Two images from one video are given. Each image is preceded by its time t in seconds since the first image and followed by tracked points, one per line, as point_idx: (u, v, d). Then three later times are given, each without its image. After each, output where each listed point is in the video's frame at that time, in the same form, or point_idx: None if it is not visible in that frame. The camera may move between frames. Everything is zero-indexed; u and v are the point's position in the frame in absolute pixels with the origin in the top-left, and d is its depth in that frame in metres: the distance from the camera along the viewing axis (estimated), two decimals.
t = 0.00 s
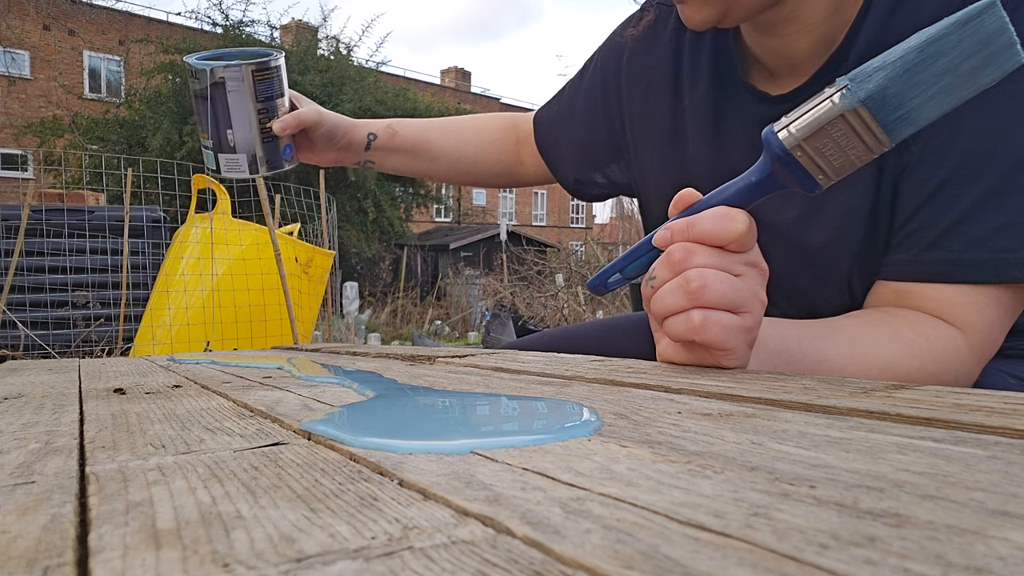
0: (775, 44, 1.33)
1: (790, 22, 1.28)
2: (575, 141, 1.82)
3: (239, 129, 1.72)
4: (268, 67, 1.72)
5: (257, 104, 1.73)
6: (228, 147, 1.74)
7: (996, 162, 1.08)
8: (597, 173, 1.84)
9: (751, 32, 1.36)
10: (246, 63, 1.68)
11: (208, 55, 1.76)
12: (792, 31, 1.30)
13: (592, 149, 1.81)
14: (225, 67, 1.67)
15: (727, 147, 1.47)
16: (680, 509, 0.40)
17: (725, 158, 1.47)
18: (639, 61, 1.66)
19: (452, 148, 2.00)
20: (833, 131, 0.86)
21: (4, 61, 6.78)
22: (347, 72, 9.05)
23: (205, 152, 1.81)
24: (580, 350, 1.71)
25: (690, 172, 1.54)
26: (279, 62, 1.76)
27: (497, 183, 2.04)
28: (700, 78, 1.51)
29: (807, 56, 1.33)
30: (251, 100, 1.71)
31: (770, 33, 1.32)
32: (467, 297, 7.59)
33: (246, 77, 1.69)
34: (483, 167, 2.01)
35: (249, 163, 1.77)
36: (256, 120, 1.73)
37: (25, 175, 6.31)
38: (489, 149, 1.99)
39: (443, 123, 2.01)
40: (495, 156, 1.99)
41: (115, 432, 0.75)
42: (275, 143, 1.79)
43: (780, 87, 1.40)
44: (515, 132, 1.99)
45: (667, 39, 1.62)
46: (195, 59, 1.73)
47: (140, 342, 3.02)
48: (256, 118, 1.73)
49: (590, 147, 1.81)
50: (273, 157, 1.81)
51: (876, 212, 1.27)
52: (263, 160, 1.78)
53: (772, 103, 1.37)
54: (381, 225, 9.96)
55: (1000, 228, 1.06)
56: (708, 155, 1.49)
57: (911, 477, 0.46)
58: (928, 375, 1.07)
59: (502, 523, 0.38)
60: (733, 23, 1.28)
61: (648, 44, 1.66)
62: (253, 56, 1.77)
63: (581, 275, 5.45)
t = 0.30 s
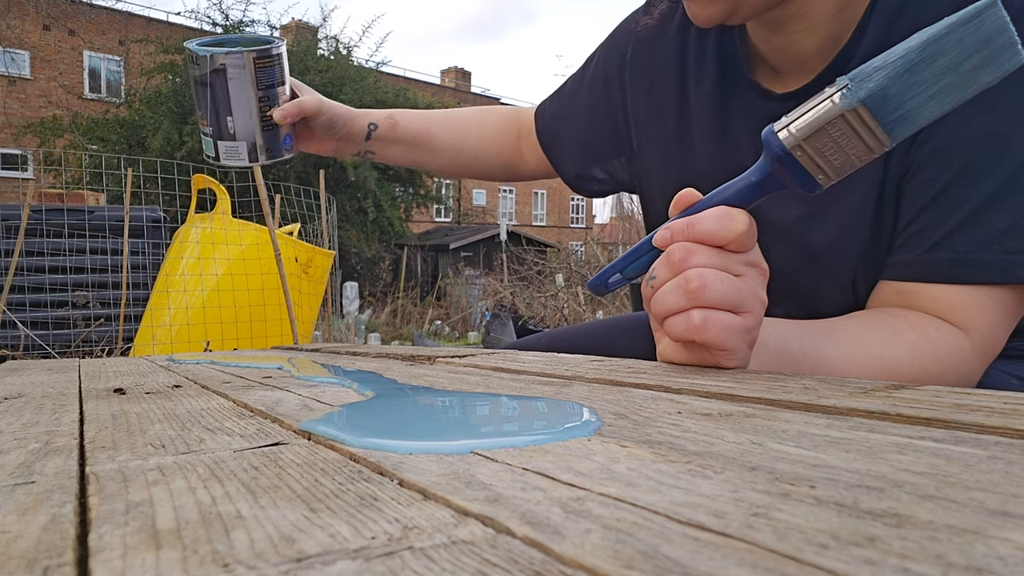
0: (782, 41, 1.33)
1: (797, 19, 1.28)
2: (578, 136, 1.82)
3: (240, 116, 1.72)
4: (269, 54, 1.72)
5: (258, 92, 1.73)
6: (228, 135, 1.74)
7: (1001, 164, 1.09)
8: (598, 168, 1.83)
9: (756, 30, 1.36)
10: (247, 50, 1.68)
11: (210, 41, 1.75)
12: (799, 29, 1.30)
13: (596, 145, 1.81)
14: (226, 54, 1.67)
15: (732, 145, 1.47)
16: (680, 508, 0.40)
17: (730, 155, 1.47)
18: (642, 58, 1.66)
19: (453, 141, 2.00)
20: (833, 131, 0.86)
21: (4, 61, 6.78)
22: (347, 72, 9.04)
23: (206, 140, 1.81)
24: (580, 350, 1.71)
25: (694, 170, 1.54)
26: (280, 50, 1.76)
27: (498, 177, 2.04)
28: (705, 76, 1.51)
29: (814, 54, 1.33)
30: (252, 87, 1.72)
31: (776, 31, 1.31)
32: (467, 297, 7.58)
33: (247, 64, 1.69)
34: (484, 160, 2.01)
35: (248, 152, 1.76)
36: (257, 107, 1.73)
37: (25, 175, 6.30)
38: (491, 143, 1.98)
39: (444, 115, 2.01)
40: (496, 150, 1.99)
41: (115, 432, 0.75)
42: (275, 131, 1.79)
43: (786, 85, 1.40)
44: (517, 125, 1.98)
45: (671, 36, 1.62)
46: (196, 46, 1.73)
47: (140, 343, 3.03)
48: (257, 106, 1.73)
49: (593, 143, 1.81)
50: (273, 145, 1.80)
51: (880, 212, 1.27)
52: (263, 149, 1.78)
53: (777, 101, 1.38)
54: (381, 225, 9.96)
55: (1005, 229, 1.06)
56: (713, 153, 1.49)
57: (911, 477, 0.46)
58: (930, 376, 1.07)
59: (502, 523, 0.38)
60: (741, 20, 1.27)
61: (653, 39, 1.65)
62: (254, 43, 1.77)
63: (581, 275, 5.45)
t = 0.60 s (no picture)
0: (785, 40, 1.33)
1: (801, 19, 1.28)
2: (580, 135, 1.82)
3: (242, 108, 1.72)
4: (272, 46, 1.72)
5: (260, 83, 1.73)
6: (230, 126, 1.74)
7: (1004, 166, 1.09)
8: (601, 166, 1.83)
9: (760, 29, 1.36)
10: (250, 40, 1.68)
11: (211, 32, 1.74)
12: (802, 29, 1.30)
13: (598, 144, 1.81)
14: (230, 44, 1.66)
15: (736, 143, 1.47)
16: (680, 509, 0.40)
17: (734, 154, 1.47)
18: (644, 56, 1.65)
19: (454, 138, 2.00)
20: (833, 131, 0.86)
21: (3, 61, 6.77)
22: (346, 72, 9.03)
23: (206, 133, 1.80)
24: (580, 350, 1.71)
25: (697, 169, 1.54)
26: (283, 42, 1.76)
27: (498, 174, 2.04)
28: (708, 74, 1.51)
29: (818, 54, 1.33)
30: (255, 78, 1.72)
31: (780, 30, 1.31)
32: (467, 297, 7.58)
33: (250, 55, 1.69)
34: (484, 158, 2.01)
35: (250, 144, 1.76)
36: (259, 99, 1.74)
37: (25, 174, 6.30)
38: (492, 140, 1.98)
39: (445, 113, 2.01)
40: (497, 149, 1.99)
41: (115, 432, 0.75)
42: (277, 124, 1.79)
43: (790, 84, 1.41)
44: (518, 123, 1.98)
45: (674, 35, 1.62)
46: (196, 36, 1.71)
47: (140, 343, 3.03)
48: (259, 97, 1.73)
49: (596, 141, 1.81)
50: (274, 138, 1.80)
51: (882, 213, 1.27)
52: (265, 141, 1.77)
53: (780, 101, 1.38)
54: (381, 225, 9.96)
55: (1009, 231, 1.06)
56: (716, 152, 1.49)
57: (911, 477, 0.46)
58: (931, 377, 1.07)
59: (502, 523, 0.38)
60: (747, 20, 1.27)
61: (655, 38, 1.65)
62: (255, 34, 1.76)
63: (581, 275, 5.45)
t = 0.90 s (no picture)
0: (786, 40, 1.33)
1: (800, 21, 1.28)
2: (580, 136, 1.82)
3: (243, 110, 1.72)
4: (273, 47, 1.72)
5: (261, 85, 1.73)
6: (231, 128, 1.73)
7: (1004, 165, 1.09)
8: (600, 167, 1.83)
9: (761, 30, 1.36)
10: (251, 42, 1.68)
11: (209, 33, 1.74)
12: (803, 30, 1.30)
13: (598, 144, 1.81)
14: (230, 46, 1.66)
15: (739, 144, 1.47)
16: (680, 508, 0.40)
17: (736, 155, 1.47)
18: (645, 56, 1.65)
19: (454, 138, 2.00)
20: (832, 131, 0.86)
21: (4, 61, 6.78)
22: (347, 72, 9.02)
23: (205, 134, 1.80)
24: (580, 350, 1.71)
25: (697, 170, 1.54)
26: (283, 43, 1.75)
27: (497, 173, 2.04)
28: (709, 74, 1.51)
29: (818, 54, 1.33)
30: (256, 80, 1.71)
31: (781, 32, 1.32)
32: (467, 297, 7.58)
33: (251, 57, 1.69)
34: (483, 157, 2.01)
35: (251, 146, 1.76)
36: (260, 101, 1.73)
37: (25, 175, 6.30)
38: (491, 141, 1.98)
39: (444, 112, 2.01)
40: (496, 148, 1.99)
41: (115, 432, 0.75)
42: (278, 125, 1.79)
43: (790, 84, 1.41)
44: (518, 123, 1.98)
45: (675, 35, 1.62)
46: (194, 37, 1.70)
47: (140, 343, 3.03)
48: (260, 99, 1.73)
49: (595, 142, 1.81)
50: (275, 139, 1.80)
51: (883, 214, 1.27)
52: (266, 143, 1.77)
53: (780, 101, 1.38)
54: (381, 225, 9.96)
55: (1008, 231, 1.06)
56: (717, 152, 1.49)
57: (911, 477, 0.46)
58: (931, 378, 1.07)
59: (502, 523, 0.38)
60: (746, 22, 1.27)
61: (655, 40, 1.65)
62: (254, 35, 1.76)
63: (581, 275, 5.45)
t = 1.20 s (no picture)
0: (786, 41, 1.33)
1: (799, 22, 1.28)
2: (580, 138, 1.82)
3: (245, 126, 1.73)
4: (273, 64, 1.72)
5: (262, 102, 1.73)
6: (233, 145, 1.74)
7: (1005, 166, 1.09)
8: (601, 170, 1.83)
9: (760, 31, 1.36)
10: (251, 61, 1.68)
11: (211, 51, 1.75)
12: (802, 31, 1.30)
13: (598, 145, 1.81)
14: (231, 64, 1.66)
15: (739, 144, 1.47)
16: (680, 508, 0.40)
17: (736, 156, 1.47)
18: (645, 58, 1.65)
19: (455, 144, 1.99)
20: (831, 130, 0.86)
21: (4, 61, 6.78)
22: (347, 72, 9.02)
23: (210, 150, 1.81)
24: (580, 350, 1.71)
25: (698, 171, 1.54)
26: (283, 59, 1.75)
27: (498, 178, 2.03)
28: (708, 75, 1.50)
29: (818, 55, 1.33)
30: (257, 97, 1.71)
31: (781, 33, 1.31)
32: (467, 297, 7.58)
33: (252, 74, 1.69)
34: (485, 164, 2.01)
35: (253, 161, 1.76)
36: (262, 117, 1.73)
37: (25, 175, 6.30)
38: (492, 147, 1.97)
39: (445, 119, 2.00)
40: (498, 154, 1.98)
41: (115, 432, 0.75)
42: (281, 140, 1.80)
43: (789, 85, 1.41)
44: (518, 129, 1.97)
45: (674, 37, 1.62)
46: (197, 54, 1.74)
47: (140, 343, 3.03)
48: (262, 115, 1.73)
49: (595, 144, 1.81)
50: (277, 154, 1.80)
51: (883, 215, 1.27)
52: (268, 158, 1.78)
53: (779, 101, 1.38)
54: (382, 225, 9.96)
55: (1009, 231, 1.06)
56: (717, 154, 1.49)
57: (911, 477, 0.46)
58: (931, 378, 1.07)
59: (502, 523, 0.38)
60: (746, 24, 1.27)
61: (655, 42, 1.65)
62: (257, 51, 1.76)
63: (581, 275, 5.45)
